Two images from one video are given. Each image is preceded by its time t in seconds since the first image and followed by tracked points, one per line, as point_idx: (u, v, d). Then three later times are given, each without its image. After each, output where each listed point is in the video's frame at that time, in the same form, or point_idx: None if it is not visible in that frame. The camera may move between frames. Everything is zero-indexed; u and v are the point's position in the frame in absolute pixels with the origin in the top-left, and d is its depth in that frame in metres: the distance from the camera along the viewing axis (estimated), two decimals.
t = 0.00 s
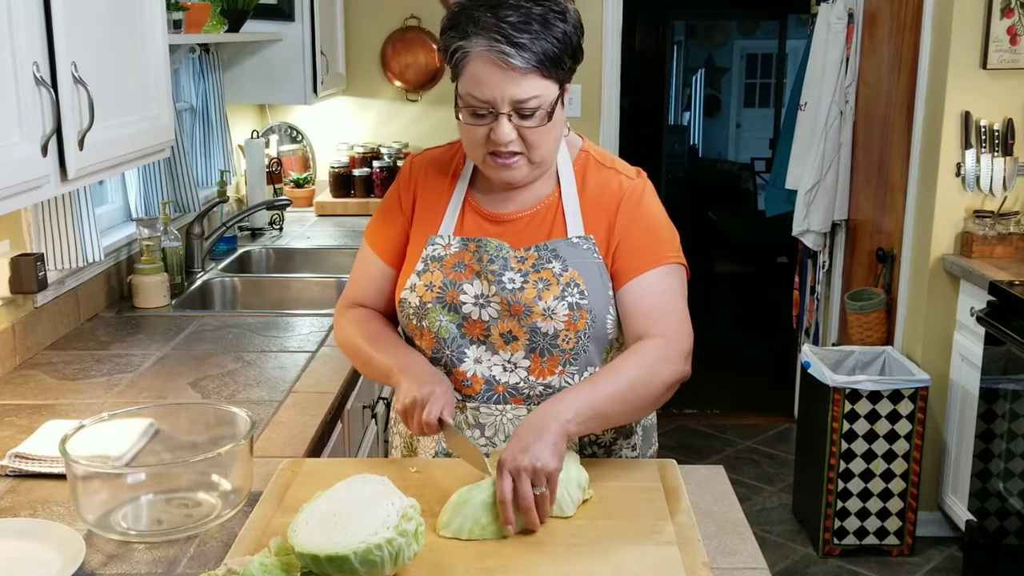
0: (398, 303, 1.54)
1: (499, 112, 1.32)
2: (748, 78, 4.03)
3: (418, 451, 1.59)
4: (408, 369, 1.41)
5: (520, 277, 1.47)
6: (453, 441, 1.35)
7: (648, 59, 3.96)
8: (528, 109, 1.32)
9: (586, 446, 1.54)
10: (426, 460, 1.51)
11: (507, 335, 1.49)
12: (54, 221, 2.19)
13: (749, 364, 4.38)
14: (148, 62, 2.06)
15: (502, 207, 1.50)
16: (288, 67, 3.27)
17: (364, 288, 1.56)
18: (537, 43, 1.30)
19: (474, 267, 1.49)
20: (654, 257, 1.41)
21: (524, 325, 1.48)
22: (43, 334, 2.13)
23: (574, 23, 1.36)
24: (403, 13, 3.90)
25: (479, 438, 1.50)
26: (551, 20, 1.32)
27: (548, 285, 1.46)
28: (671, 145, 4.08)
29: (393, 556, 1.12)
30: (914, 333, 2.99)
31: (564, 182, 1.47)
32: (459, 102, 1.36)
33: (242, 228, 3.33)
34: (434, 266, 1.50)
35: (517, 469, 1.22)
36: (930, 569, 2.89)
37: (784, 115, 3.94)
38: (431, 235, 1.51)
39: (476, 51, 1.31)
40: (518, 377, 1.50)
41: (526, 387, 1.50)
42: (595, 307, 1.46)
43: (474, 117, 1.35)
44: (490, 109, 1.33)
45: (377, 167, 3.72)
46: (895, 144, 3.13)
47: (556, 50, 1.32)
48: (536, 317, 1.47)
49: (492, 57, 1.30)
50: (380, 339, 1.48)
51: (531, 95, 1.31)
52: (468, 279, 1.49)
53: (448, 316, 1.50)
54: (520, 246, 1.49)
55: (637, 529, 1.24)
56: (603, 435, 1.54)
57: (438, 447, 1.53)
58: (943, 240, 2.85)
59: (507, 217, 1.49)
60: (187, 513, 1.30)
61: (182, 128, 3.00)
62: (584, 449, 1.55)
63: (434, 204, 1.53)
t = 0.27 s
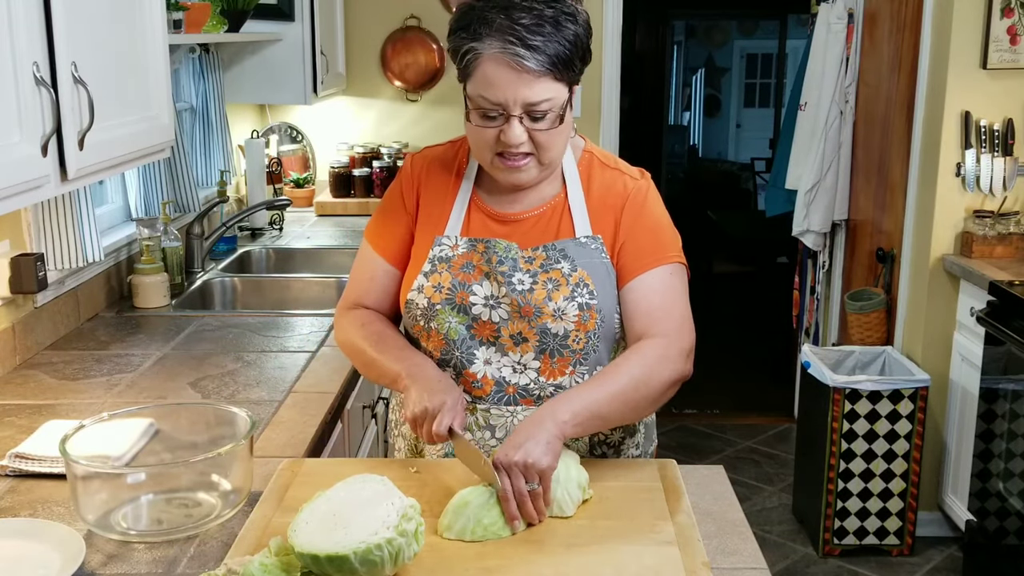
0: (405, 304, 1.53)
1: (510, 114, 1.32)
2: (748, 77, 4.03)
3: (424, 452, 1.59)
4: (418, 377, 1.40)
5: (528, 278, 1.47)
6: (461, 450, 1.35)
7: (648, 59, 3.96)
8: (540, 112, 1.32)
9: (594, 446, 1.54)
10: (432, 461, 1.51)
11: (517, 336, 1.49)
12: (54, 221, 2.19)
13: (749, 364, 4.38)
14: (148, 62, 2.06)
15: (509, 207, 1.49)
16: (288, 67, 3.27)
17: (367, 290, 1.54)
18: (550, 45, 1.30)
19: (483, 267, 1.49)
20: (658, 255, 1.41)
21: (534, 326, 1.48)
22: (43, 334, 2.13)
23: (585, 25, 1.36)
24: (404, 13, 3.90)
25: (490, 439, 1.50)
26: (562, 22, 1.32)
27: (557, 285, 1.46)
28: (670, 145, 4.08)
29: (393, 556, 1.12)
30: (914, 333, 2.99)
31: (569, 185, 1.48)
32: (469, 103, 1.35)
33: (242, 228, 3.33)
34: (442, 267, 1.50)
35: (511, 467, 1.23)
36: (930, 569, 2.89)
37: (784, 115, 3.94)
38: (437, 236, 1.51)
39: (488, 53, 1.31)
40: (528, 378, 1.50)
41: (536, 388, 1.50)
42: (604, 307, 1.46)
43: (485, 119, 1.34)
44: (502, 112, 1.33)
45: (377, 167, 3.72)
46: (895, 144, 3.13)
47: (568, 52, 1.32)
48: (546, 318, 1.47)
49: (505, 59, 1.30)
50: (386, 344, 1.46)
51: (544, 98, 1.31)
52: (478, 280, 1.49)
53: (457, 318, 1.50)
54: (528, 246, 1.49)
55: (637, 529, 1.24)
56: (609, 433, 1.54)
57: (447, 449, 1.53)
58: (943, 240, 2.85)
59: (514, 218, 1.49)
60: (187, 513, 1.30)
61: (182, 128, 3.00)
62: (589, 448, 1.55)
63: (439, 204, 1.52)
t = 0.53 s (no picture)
0: (408, 301, 1.52)
1: (509, 108, 1.32)
2: (748, 78, 4.03)
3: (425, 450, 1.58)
4: (436, 412, 1.34)
5: (529, 274, 1.48)
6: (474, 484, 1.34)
7: (648, 60, 3.96)
8: (539, 106, 1.32)
9: (594, 443, 1.54)
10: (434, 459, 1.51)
11: (518, 333, 1.49)
12: (54, 221, 2.19)
13: (749, 364, 4.38)
14: (148, 62, 2.06)
15: (509, 203, 1.49)
16: (288, 67, 3.27)
17: (379, 297, 1.50)
18: (549, 39, 1.30)
19: (487, 264, 1.49)
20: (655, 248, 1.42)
21: (535, 323, 1.48)
22: (43, 334, 2.13)
23: (584, 21, 1.37)
24: (403, 13, 3.90)
25: (492, 437, 1.50)
26: (562, 17, 1.33)
27: (557, 281, 1.47)
28: (670, 145, 4.09)
29: (393, 556, 1.12)
30: (914, 332, 2.99)
31: (567, 182, 1.48)
32: (468, 97, 1.35)
33: (242, 228, 3.33)
34: (447, 263, 1.49)
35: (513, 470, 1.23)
36: (930, 569, 2.89)
37: (784, 115, 3.94)
38: (442, 231, 1.50)
39: (488, 46, 1.31)
40: (529, 377, 1.50)
41: (537, 386, 1.50)
42: (603, 302, 1.47)
43: (484, 113, 1.34)
44: (501, 105, 1.32)
45: (377, 167, 3.72)
46: (895, 143, 3.13)
47: (567, 47, 1.32)
48: (547, 315, 1.48)
49: (505, 52, 1.30)
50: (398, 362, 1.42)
51: (543, 92, 1.31)
52: (482, 276, 1.49)
53: (462, 314, 1.49)
54: (528, 242, 1.49)
55: (637, 529, 1.24)
56: (609, 431, 1.54)
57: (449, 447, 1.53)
58: (943, 240, 2.85)
59: (515, 215, 1.49)
60: (187, 514, 1.30)
61: (182, 128, 3.00)
62: (589, 446, 1.54)
63: (443, 199, 1.51)
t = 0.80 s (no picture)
0: (402, 301, 1.53)
1: (502, 103, 1.32)
2: (748, 78, 4.03)
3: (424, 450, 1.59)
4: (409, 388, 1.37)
5: (523, 273, 1.48)
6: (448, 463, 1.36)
7: (648, 60, 3.96)
8: (531, 100, 1.32)
9: (592, 442, 1.54)
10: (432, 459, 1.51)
11: (513, 332, 1.49)
12: (54, 221, 2.19)
13: (749, 364, 4.38)
14: (148, 62, 2.06)
15: (504, 203, 1.50)
16: (288, 67, 3.27)
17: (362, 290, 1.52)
18: (540, 33, 1.30)
19: (480, 263, 1.50)
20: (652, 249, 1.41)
21: (529, 321, 1.48)
22: (43, 334, 2.13)
23: (577, 18, 1.37)
24: (403, 13, 3.89)
25: (490, 434, 1.51)
26: (553, 12, 1.33)
27: (551, 279, 1.47)
28: (671, 145, 4.08)
29: (393, 556, 1.12)
30: (914, 332, 2.99)
31: (562, 180, 1.48)
32: (462, 94, 1.35)
33: (242, 228, 3.33)
34: (440, 263, 1.49)
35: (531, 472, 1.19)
36: (930, 569, 2.89)
37: (784, 115, 3.94)
38: (435, 232, 1.51)
39: (480, 42, 1.31)
40: (525, 374, 1.50)
41: (533, 383, 1.50)
42: (598, 300, 1.47)
43: (477, 108, 1.34)
44: (493, 100, 1.32)
45: (377, 167, 3.72)
46: (895, 143, 3.13)
47: (558, 42, 1.33)
48: (541, 313, 1.47)
49: (496, 46, 1.30)
50: (380, 348, 1.44)
51: (535, 86, 1.31)
52: (475, 276, 1.49)
53: (455, 313, 1.50)
54: (522, 242, 1.50)
55: (637, 529, 1.24)
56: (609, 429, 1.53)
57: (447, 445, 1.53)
58: (943, 240, 2.85)
59: (510, 214, 1.50)
60: (187, 514, 1.30)
61: (182, 128, 2.99)
62: (589, 444, 1.54)
63: (436, 200, 1.52)
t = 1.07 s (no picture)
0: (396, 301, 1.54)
1: (498, 105, 1.32)
2: (749, 78, 4.03)
3: (422, 450, 1.60)
4: (391, 368, 1.43)
5: (517, 273, 1.48)
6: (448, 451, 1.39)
7: (648, 59, 3.96)
8: (528, 103, 1.32)
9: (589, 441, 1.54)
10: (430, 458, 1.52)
11: (506, 331, 1.49)
12: (54, 221, 2.19)
13: (749, 364, 4.38)
14: (148, 61, 2.06)
15: (498, 202, 1.50)
16: (288, 67, 3.27)
17: (354, 286, 1.57)
18: (537, 36, 1.30)
19: (472, 264, 1.49)
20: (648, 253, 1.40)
21: (523, 321, 1.48)
22: (43, 334, 2.13)
23: (574, 20, 1.37)
24: (403, 13, 3.89)
25: (485, 433, 1.52)
26: (550, 14, 1.33)
27: (545, 279, 1.47)
28: (670, 145, 4.08)
29: (393, 556, 1.12)
30: (914, 332, 2.99)
31: (557, 179, 1.48)
32: (459, 96, 1.35)
33: (242, 228, 3.33)
34: (433, 265, 1.50)
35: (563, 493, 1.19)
36: (930, 569, 2.89)
37: (784, 115, 3.94)
38: (429, 234, 1.52)
39: (476, 44, 1.31)
40: (519, 373, 1.50)
41: (528, 382, 1.50)
42: (592, 301, 1.47)
43: (474, 110, 1.34)
44: (490, 102, 1.33)
45: (377, 167, 3.72)
46: (894, 144, 3.13)
47: (555, 44, 1.33)
48: (534, 313, 1.47)
49: (493, 49, 1.30)
50: (371, 338, 1.49)
51: (532, 88, 1.31)
52: (466, 276, 1.49)
53: (448, 314, 1.50)
54: (516, 242, 1.49)
55: (637, 529, 1.24)
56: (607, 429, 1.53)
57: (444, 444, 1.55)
58: (943, 240, 2.85)
59: (504, 214, 1.50)
60: (187, 513, 1.30)
61: (182, 128, 2.99)
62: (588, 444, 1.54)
63: (431, 202, 1.53)
